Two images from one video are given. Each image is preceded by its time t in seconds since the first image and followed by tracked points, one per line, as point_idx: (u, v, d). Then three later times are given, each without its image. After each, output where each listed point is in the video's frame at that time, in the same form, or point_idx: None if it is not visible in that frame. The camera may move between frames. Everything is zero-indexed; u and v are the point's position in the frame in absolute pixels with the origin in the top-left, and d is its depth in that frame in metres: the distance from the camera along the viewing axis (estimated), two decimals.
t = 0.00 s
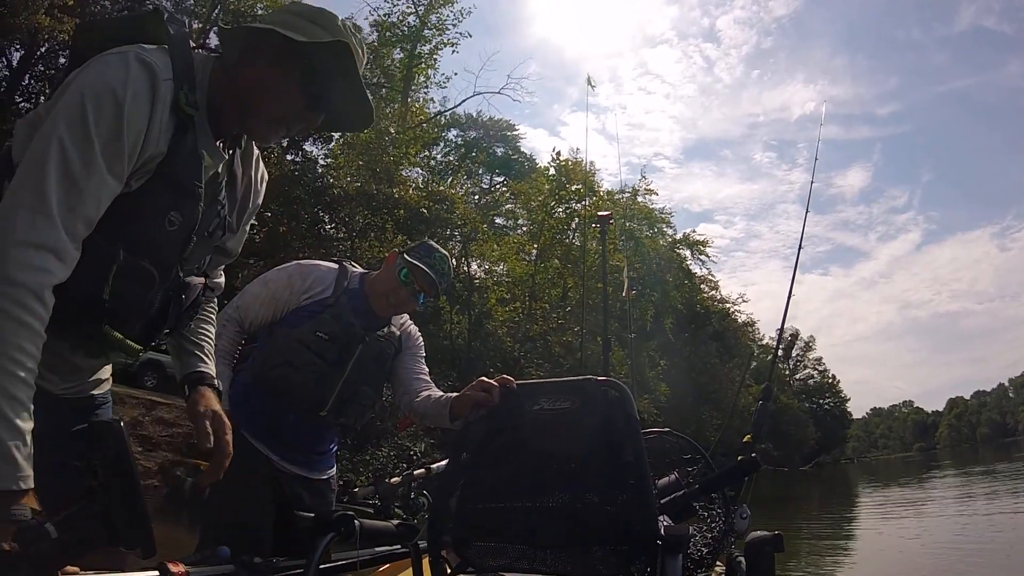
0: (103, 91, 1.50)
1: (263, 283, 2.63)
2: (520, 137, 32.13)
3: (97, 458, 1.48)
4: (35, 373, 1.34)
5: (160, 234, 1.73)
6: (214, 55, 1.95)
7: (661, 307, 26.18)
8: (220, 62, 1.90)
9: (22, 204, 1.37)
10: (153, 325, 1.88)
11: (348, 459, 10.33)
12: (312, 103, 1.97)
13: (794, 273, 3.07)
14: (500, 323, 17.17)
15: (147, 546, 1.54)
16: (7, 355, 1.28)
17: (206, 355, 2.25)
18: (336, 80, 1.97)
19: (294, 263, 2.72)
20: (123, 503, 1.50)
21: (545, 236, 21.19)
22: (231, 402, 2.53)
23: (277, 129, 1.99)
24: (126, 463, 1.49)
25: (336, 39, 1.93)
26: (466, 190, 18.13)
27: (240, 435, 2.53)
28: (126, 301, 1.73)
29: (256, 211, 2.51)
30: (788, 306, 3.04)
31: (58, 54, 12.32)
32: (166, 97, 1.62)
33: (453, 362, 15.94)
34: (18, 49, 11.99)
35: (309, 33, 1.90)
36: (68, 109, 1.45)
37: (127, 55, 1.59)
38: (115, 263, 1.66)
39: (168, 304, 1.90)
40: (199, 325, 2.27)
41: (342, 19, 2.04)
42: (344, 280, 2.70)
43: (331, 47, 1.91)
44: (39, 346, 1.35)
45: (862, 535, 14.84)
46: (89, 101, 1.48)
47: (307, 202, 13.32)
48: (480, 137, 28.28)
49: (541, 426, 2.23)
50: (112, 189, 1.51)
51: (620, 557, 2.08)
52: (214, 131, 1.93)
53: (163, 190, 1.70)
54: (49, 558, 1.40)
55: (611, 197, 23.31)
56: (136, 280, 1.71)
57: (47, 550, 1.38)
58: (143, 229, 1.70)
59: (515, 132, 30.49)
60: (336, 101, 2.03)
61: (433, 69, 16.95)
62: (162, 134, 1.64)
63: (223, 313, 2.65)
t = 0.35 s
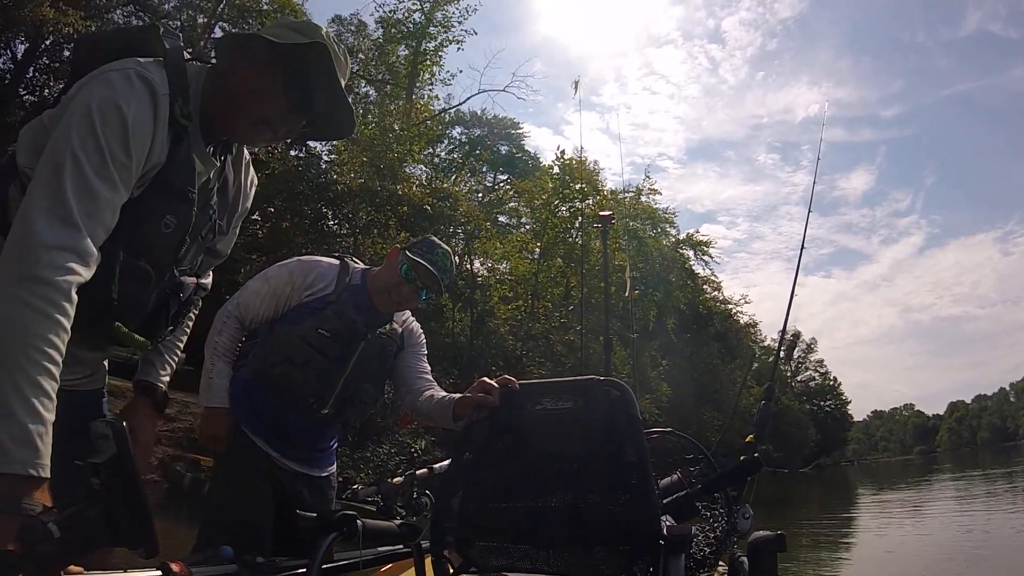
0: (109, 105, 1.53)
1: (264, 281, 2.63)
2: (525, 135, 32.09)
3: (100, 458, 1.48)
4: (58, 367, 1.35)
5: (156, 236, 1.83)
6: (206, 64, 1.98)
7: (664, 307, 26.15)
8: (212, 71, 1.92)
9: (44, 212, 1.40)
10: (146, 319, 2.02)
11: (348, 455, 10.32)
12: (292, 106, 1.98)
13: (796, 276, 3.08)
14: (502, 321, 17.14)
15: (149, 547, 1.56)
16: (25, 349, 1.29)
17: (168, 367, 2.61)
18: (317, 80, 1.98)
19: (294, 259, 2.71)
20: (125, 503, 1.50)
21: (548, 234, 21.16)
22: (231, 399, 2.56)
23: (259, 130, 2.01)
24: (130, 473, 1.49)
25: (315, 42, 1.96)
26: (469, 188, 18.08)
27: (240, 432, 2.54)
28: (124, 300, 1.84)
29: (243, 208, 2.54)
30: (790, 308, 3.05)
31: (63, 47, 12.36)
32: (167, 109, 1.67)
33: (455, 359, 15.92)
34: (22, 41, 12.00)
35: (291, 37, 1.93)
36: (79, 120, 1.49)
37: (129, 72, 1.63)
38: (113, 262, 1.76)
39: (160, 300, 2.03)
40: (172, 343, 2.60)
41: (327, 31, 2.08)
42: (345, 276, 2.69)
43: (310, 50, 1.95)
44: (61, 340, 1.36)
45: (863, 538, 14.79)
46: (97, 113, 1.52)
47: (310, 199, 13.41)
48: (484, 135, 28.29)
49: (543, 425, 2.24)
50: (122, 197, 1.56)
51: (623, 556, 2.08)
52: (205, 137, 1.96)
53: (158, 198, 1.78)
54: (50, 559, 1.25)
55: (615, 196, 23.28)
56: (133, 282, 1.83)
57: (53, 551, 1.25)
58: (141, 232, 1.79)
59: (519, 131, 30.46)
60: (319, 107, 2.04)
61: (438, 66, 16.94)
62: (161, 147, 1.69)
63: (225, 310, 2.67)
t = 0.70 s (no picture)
0: (101, 99, 1.54)
1: (263, 295, 2.50)
2: (525, 135, 32.09)
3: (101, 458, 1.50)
4: (52, 365, 1.35)
5: (141, 230, 1.85)
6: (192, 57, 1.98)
7: (664, 307, 26.14)
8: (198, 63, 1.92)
9: (35, 203, 1.40)
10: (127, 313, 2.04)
11: (349, 456, 10.30)
12: (278, 101, 1.97)
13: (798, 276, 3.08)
14: (502, 321, 17.10)
15: (150, 547, 1.54)
16: (21, 348, 1.29)
17: (143, 364, 2.57)
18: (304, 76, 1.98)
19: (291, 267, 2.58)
20: (126, 502, 1.50)
21: (549, 235, 21.16)
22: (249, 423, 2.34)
23: (242, 124, 1.99)
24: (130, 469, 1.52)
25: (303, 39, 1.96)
26: (470, 188, 18.07)
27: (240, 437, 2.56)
28: (107, 293, 1.86)
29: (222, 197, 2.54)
30: (793, 309, 3.04)
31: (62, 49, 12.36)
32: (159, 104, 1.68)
33: (456, 360, 15.91)
34: (21, 43, 12.00)
35: (280, 32, 1.94)
36: (71, 114, 1.49)
37: (120, 65, 1.63)
38: (98, 258, 1.79)
39: (140, 294, 2.05)
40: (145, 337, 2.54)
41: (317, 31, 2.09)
42: (342, 283, 2.62)
43: (298, 43, 1.95)
44: (55, 336, 1.36)
45: (864, 537, 14.78)
46: (89, 105, 1.52)
47: (310, 200, 13.39)
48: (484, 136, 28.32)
49: (547, 425, 2.24)
50: (112, 193, 1.56)
51: (626, 557, 2.09)
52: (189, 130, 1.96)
53: (144, 189, 1.81)
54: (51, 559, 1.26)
55: (615, 196, 23.29)
56: (118, 277, 1.85)
57: (54, 550, 1.24)
58: (127, 227, 1.82)
59: (519, 131, 30.47)
60: (307, 106, 2.03)
61: (438, 67, 16.96)
62: (149, 142, 1.70)
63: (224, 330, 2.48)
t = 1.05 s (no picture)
0: (88, 76, 1.55)
1: (281, 322, 2.15)
2: (522, 136, 32.13)
3: (105, 459, 1.61)
4: (27, 354, 1.31)
5: (131, 210, 1.91)
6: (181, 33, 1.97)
7: (664, 306, 26.17)
8: (186, 43, 1.91)
9: (16, 179, 1.39)
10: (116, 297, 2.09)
11: (350, 457, 10.31)
12: (266, 86, 1.98)
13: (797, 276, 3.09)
14: (502, 321, 17.08)
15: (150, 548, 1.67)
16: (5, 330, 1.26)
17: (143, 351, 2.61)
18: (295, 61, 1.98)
19: (293, 289, 2.27)
20: (125, 501, 1.61)
21: (547, 234, 21.19)
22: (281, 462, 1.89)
23: (228, 109, 2.01)
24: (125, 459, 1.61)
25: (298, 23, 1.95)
26: (469, 188, 18.06)
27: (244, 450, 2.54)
28: (98, 275, 1.92)
29: (208, 180, 2.56)
30: (793, 308, 3.04)
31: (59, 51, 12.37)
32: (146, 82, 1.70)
33: (456, 360, 15.91)
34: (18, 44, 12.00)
35: (274, 12, 1.93)
36: (53, 91, 1.49)
37: (108, 38, 1.64)
38: (88, 237, 1.83)
39: (129, 277, 2.11)
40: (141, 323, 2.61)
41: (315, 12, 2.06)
42: (342, 302, 2.36)
43: (291, 27, 1.94)
44: (32, 325, 1.32)
45: (864, 535, 14.78)
46: (76, 86, 1.53)
47: (308, 201, 13.38)
48: (482, 136, 28.36)
49: (546, 424, 2.24)
50: (95, 171, 1.56)
51: (626, 556, 2.08)
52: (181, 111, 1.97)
53: (136, 168, 1.86)
54: (51, 559, 1.24)
55: (613, 195, 23.31)
56: (104, 254, 1.90)
57: (54, 550, 1.23)
58: (119, 206, 1.89)
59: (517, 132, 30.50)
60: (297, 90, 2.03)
61: (436, 67, 16.99)
62: (136, 120, 1.72)
63: (242, 362, 2.06)
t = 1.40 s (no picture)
0: (78, 60, 1.54)
1: (284, 350, 2.10)
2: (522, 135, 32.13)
3: (103, 459, 1.64)
4: (10, 353, 1.27)
5: (128, 199, 1.92)
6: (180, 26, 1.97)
7: (663, 305, 26.16)
8: (184, 36, 1.91)
9: None
10: (115, 291, 2.11)
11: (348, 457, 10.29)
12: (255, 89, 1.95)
13: (796, 275, 3.10)
14: (501, 321, 17.04)
15: (149, 549, 1.74)
16: None
17: (136, 349, 2.59)
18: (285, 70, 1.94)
19: (290, 310, 2.21)
20: (126, 502, 1.66)
21: (547, 234, 21.18)
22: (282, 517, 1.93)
23: (217, 107, 2.00)
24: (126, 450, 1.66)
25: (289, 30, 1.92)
26: (468, 188, 18.03)
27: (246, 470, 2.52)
28: (95, 267, 1.94)
29: (209, 174, 2.56)
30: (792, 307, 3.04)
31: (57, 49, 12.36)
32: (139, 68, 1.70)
33: (455, 359, 15.89)
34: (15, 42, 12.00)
35: (269, 13, 1.90)
36: (41, 76, 1.49)
37: (101, 21, 1.65)
38: (85, 231, 1.84)
39: (128, 272, 2.13)
40: (135, 316, 2.62)
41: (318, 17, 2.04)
42: (337, 323, 2.30)
43: (280, 36, 1.90)
44: (17, 320, 1.30)
45: (864, 535, 14.75)
46: (65, 69, 1.52)
47: (307, 200, 13.38)
48: (482, 135, 28.37)
49: (544, 423, 2.24)
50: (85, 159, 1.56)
51: (622, 557, 2.09)
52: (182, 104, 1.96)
53: (133, 158, 1.87)
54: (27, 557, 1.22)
55: (613, 194, 23.28)
56: (99, 246, 1.91)
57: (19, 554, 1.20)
58: (117, 197, 1.90)
59: (517, 131, 30.52)
60: (289, 96, 2.00)
61: (436, 66, 17.03)
62: (129, 106, 1.73)
63: (245, 396, 2.03)
